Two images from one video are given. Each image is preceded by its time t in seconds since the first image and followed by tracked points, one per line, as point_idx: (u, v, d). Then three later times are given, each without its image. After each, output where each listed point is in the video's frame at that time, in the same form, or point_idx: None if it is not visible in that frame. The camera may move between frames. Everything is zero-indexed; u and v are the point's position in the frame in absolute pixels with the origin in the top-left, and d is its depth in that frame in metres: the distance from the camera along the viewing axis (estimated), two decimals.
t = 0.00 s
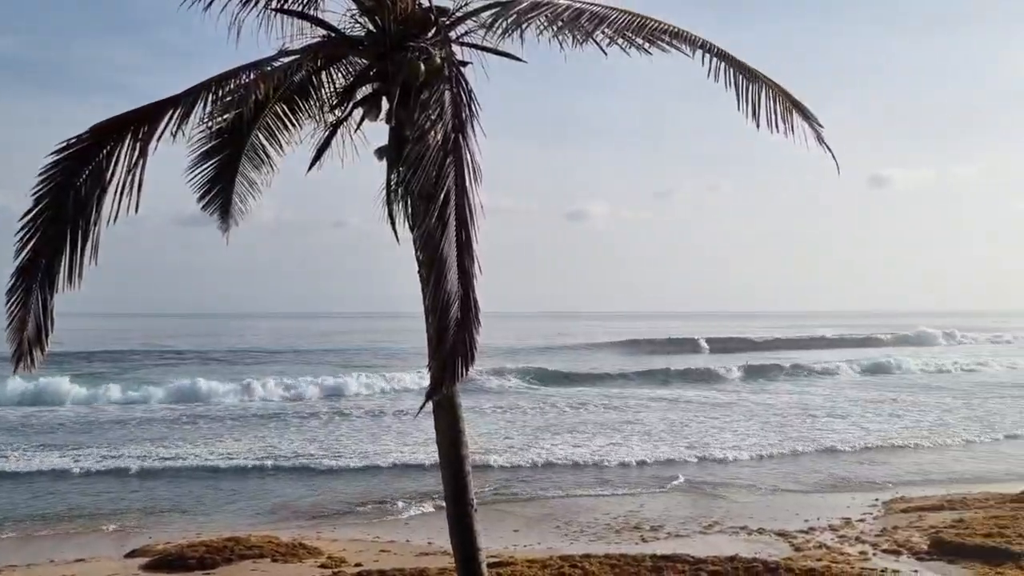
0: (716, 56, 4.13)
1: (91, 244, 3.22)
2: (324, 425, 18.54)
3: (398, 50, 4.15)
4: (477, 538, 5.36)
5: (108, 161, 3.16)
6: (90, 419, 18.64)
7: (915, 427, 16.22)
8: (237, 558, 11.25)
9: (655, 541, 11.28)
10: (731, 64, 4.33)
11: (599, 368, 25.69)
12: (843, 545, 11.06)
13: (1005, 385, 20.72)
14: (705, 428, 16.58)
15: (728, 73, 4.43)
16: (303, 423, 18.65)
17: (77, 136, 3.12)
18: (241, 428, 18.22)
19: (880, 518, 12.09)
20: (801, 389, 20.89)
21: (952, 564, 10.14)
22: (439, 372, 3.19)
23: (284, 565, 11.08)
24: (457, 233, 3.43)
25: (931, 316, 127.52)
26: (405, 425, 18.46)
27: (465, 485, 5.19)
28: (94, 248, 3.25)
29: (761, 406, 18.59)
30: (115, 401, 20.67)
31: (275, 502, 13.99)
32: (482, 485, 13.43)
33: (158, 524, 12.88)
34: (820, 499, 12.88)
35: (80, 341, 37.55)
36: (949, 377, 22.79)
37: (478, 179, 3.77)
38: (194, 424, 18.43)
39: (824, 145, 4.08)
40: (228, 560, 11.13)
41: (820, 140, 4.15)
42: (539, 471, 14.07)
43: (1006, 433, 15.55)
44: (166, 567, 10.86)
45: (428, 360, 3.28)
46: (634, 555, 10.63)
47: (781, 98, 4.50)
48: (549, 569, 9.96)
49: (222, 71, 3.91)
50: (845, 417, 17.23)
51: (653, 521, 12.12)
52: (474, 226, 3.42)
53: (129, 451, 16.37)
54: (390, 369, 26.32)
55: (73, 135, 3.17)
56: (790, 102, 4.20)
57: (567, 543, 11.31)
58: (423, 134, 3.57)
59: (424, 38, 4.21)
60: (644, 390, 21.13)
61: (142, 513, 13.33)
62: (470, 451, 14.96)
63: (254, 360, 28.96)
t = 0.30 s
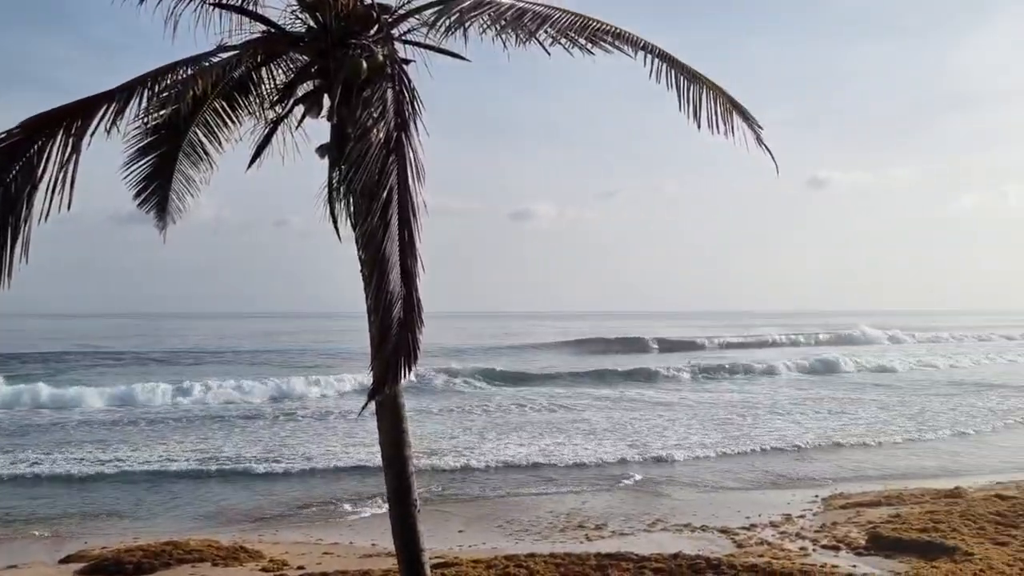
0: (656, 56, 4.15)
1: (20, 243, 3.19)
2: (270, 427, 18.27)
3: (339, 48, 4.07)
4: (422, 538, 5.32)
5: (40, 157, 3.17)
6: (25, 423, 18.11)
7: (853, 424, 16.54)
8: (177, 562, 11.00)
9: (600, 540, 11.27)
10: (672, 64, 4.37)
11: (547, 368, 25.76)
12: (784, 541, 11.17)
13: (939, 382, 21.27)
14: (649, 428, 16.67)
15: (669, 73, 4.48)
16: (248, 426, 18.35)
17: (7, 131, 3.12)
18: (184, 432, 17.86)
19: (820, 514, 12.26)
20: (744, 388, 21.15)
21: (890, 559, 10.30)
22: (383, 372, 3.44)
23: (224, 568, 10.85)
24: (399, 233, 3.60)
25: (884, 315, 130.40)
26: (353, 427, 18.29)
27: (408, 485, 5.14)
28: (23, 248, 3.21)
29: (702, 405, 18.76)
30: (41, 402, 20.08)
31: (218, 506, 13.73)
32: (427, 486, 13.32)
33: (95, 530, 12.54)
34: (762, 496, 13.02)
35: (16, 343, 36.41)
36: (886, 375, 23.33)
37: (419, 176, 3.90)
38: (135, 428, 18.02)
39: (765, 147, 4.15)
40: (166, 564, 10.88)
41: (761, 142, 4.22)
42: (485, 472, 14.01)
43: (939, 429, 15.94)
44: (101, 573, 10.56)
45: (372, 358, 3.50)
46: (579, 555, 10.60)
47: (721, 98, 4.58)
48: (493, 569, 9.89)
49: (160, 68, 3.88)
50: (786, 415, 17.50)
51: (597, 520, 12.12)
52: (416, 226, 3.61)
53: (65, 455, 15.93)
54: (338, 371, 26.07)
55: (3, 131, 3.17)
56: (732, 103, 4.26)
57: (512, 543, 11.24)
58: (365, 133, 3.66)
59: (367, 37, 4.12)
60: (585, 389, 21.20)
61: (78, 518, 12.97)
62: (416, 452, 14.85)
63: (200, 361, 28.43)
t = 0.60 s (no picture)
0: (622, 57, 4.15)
1: None
2: (238, 429, 18.12)
3: (304, 46, 4.02)
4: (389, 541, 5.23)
5: None
6: None
7: (819, 424, 16.70)
8: (141, 565, 10.86)
9: (569, 540, 11.26)
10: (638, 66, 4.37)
11: (518, 368, 25.77)
12: (751, 540, 11.21)
13: (903, 382, 21.54)
14: (617, 428, 16.72)
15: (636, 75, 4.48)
16: (216, 428, 18.18)
17: None
18: (151, 434, 17.65)
19: (786, 512, 12.33)
20: (712, 388, 21.27)
21: (855, 556, 10.37)
22: (349, 372, 3.39)
23: (190, 571, 10.72)
24: (366, 232, 3.60)
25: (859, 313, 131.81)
26: (323, 428, 18.18)
27: (375, 487, 5.06)
28: None
29: (669, 405, 18.86)
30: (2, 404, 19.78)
31: (185, 508, 13.57)
32: (395, 487, 13.25)
33: (57, 533, 12.35)
34: (729, 495, 13.08)
35: None
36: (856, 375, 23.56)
37: (386, 178, 3.91)
38: (102, 430, 17.78)
39: (729, 148, 4.18)
40: (130, 567, 10.73)
41: (726, 143, 4.25)
42: (455, 472, 13.96)
43: (903, 428, 16.14)
44: None
45: (337, 358, 3.46)
46: (548, 554, 10.56)
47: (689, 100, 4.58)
48: (461, 570, 9.82)
49: (122, 64, 3.82)
50: (753, 415, 17.62)
51: (565, 520, 12.12)
52: (382, 226, 3.61)
53: (28, 458, 15.71)
54: (308, 371, 25.92)
55: None
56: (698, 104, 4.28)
57: (481, 543, 11.19)
58: (331, 132, 3.68)
59: (332, 35, 4.08)
60: (552, 390, 21.22)
61: (40, 521, 12.77)
62: (386, 453, 14.78)
63: (168, 362, 28.11)
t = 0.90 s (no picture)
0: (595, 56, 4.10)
1: None
2: (209, 430, 17.95)
3: (273, 43, 3.87)
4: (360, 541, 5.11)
5: None
6: None
7: (790, 423, 16.82)
8: (109, 567, 10.71)
9: (542, 539, 11.24)
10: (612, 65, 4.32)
11: (492, 368, 25.76)
12: (722, 538, 11.26)
13: (872, 382, 21.76)
14: (590, 428, 16.73)
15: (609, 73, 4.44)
16: (187, 429, 18.01)
17: None
18: (121, 435, 17.44)
19: (757, 510, 12.40)
20: (685, 388, 21.36)
21: (824, 554, 10.43)
22: (320, 373, 3.43)
23: (159, 573, 10.60)
24: (336, 229, 3.57)
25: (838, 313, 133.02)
26: (295, 429, 18.05)
27: (346, 486, 4.94)
28: None
29: (641, 405, 18.94)
30: None
31: (155, 510, 13.42)
32: (367, 488, 13.18)
33: (22, 535, 12.16)
34: (701, 494, 13.13)
35: None
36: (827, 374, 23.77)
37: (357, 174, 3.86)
38: (71, 432, 17.55)
39: (700, 149, 4.16)
40: (98, 569, 10.58)
41: (696, 143, 4.25)
42: (428, 473, 13.90)
43: (872, 427, 16.30)
44: None
45: (308, 357, 3.47)
46: (521, 554, 10.54)
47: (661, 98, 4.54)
48: (433, 570, 9.77)
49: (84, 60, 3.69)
50: (725, 415, 17.71)
51: (539, 519, 12.11)
52: (353, 223, 3.59)
53: None
54: (281, 372, 25.76)
55: None
56: (669, 103, 4.26)
57: (454, 543, 11.15)
58: (301, 130, 3.61)
59: (303, 32, 3.92)
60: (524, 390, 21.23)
61: (5, 524, 12.57)
62: (359, 454, 14.70)
63: (140, 362, 27.82)
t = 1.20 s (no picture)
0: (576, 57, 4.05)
1: None
2: (190, 431, 17.84)
3: (252, 42, 3.82)
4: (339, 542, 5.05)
5: None
6: None
7: (771, 423, 16.88)
8: (86, 569, 10.61)
9: (523, 539, 11.23)
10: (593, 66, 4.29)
11: (475, 368, 25.74)
12: (702, 537, 11.28)
13: (852, 381, 21.88)
14: (571, 428, 16.74)
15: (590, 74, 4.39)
16: (167, 430, 17.88)
17: None
18: (100, 436, 17.30)
19: (738, 509, 12.42)
20: (667, 388, 21.40)
21: (804, 552, 10.47)
22: (298, 374, 3.36)
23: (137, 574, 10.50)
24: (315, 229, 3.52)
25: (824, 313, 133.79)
26: (277, 430, 17.97)
27: (325, 486, 4.88)
28: None
29: (622, 404, 18.97)
30: None
31: (133, 512, 13.32)
32: (349, 489, 13.12)
33: None
34: (682, 493, 13.15)
35: None
36: (809, 374, 23.89)
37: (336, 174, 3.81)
38: (49, 433, 17.38)
39: (681, 150, 4.13)
40: (75, 571, 10.48)
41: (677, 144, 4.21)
42: (410, 473, 13.85)
43: (851, 426, 16.39)
44: None
45: (286, 357, 3.41)
46: (501, 554, 10.51)
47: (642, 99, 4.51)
48: (413, 570, 9.73)
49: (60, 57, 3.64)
50: (706, 414, 17.76)
51: (520, 519, 12.09)
52: (333, 223, 3.54)
53: None
54: (264, 372, 25.63)
55: None
56: (651, 105, 4.20)
57: (434, 543, 11.11)
58: (280, 129, 3.55)
59: (282, 30, 3.88)
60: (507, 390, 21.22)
61: None
62: (341, 455, 14.64)
63: (121, 362, 27.61)
